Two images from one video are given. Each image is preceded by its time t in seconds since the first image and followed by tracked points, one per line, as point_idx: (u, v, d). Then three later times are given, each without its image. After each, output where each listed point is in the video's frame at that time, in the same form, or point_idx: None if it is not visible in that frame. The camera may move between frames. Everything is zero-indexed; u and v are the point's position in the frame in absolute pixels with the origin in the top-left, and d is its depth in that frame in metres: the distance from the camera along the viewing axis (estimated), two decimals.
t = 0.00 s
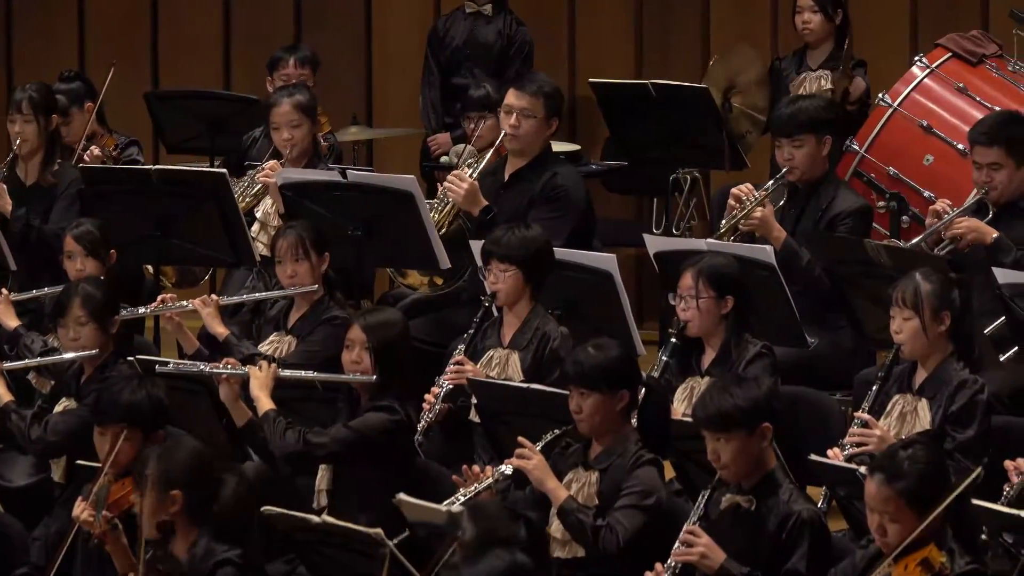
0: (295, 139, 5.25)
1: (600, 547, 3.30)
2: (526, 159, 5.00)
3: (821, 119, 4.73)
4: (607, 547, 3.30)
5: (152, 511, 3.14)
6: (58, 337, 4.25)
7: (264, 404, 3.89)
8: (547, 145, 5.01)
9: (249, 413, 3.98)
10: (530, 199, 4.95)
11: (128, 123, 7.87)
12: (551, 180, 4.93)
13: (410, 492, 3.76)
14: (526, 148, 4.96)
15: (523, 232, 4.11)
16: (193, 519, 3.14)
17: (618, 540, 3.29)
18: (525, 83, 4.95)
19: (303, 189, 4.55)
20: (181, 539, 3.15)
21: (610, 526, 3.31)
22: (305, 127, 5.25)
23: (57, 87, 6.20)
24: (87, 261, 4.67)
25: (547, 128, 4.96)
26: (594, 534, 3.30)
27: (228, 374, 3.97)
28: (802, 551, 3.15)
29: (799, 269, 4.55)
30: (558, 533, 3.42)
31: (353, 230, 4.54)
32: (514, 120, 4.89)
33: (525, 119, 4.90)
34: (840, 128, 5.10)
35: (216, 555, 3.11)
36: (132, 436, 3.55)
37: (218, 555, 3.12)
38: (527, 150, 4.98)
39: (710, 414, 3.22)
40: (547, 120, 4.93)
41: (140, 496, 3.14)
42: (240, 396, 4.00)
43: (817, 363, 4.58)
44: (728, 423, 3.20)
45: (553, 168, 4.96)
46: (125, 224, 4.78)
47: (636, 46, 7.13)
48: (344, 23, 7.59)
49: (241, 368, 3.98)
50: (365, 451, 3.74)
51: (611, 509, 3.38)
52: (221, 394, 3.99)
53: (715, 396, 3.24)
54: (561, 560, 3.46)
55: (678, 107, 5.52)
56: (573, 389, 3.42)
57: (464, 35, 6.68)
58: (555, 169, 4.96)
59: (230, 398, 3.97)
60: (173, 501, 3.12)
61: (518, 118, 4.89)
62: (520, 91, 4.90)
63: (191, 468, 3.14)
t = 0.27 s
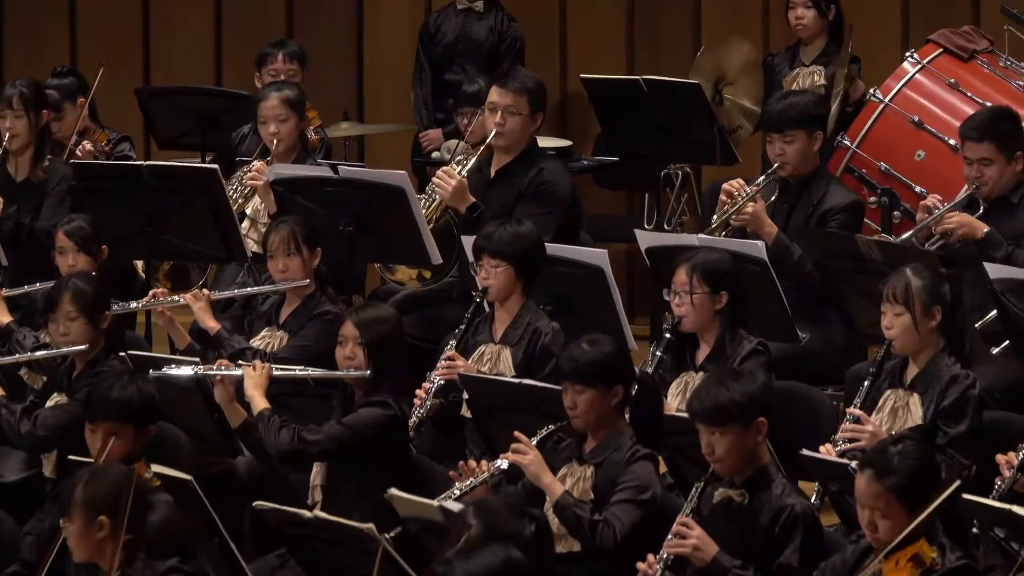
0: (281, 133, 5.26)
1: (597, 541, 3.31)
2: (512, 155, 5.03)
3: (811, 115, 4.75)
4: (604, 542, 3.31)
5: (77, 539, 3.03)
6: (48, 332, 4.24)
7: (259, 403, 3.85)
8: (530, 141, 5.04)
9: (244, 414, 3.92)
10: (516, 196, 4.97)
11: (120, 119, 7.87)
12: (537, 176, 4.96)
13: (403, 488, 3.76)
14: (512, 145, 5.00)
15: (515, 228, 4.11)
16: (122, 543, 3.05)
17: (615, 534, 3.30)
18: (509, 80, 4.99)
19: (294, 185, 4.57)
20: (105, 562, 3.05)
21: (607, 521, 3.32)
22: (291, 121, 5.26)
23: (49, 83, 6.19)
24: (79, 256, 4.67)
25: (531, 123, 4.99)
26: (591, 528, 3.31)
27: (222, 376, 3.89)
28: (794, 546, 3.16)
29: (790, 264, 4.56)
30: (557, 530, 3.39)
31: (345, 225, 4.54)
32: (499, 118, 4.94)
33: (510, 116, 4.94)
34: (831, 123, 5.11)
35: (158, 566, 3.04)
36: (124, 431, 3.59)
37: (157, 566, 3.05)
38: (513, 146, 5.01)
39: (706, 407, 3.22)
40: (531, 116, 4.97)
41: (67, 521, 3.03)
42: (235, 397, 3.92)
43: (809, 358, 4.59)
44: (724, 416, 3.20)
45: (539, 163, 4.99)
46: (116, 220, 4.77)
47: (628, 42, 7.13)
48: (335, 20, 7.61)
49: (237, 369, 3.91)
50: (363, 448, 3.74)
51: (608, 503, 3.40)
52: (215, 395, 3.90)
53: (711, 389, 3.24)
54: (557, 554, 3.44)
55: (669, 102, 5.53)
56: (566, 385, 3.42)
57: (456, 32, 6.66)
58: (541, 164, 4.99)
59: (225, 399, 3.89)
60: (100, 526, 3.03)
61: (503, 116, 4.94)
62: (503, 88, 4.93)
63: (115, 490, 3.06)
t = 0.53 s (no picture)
0: (274, 104, 5.25)
1: (593, 517, 3.31)
2: (505, 130, 5.03)
3: (806, 89, 4.74)
4: (600, 517, 3.31)
5: (70, 520, 3.04)
6: (42, 307, 4.24)
7: (257, 379, 3.83)
8: (525, 116, 5.04)
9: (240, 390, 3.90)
10: (511, 170, 4.97)
11: (114, 94, 7.86)
12: (531, 151, 4.96)
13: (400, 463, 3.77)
14: (505, 120, 4.99)
15: (511, 203, 4.12)
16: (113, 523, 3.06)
17: (611, 509, 3.31)
18: (501, 56, 4.98)
19: (288, 160, 4.56)
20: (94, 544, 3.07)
21: (604, 496, 3.32)
22: (284, 94, 5.26)
23: (43, 58, 6.17)
24: (73, 232, 4.70)
25: (524, 97, 4.99)
26: (588, 504, 3.32)
27: (216, 353, 3.90)
28: (790, 519, 3.19)
29: (785, 239, 4.57)
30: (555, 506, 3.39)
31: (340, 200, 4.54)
32: (492, 94, 4.94)
33: (502, 92, 4.94)
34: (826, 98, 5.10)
35: (149, 548, 3.05)
36: (116, 407, 3.56)
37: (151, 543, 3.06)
38: (507, 121, 5.01)
39: (707, 381, 3.21)
40: (524, 91, 4.96)
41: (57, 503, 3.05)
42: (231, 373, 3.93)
43: (803, 332, 4.60)
44: (725, 391, 3.20)
45: (532, 138, 4.99)
46: (111, 194, 4.76)
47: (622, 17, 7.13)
48: None
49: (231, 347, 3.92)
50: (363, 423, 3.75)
51: (604, 478, 3.41)
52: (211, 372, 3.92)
53: (712, 363, 3.24)
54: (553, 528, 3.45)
55: (663, 77, 5.53)
56: (562, 359, 3.43)
57: (451, 7, 6.64)
58: (534, 139, 4.98)
59: (221, 374, 3.91)
60: (92, 508, 3.04)
61: (495, 92, 4.94)
62: (496, 64, 4.93)
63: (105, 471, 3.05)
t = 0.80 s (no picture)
0: (272, 92, 5.25)
1: (590, 505, 3.31)
2: (503, 119, 5.03)
3: (805, 77, 4.75)
4: (597, 505, 3.31)
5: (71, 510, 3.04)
6: (41, 296, 4.24)
7: (256, 369, 3.82)
8: (523, 105, 5.04)
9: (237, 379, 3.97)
10: (509, 159, 4.98)
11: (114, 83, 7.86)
12: (530, 139, 4.96)
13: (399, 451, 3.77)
14: (503, 108, 5.00)
15: (508, 192, 4.12)
16: (119, 504, 3.05)
17: (608, 497, 3.30)
18: (499, 44, 4.97)
19: (288, 148, 4.57)
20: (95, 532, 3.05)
21: (600, 485, 3.32)
22: (283, 81, 5.26)
23: (42, 46, 6.17)
24: (72, 220, 4.71)
25: (523, 85, 4.99)
26: (584, 493, 3.31)
27: (216, 342, 3.90)
28: (792, 509, 3.18)
29: (783, 227, 4.57)
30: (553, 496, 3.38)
31: (338, 189, 4.54)
32: (490, 82, 4.94)
33: (500, 81, 4.94)
34: (826, 86, 5.11)
35: (149, 535, 3.05)
36: (111, 395, 3.56)
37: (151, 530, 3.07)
38: (506, 110, 5.01)
39: (709, 369, 3.22)
40: (522, 80, 4.96)
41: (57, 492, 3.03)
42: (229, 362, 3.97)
43: (802, 320, 4.61)
44: (728, 379, 3.21)
45: (531, 127, 4.99)
46: (109, 183, 4.76)
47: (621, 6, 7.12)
48: None
49: (230, 336, 3.91)
50: (363, 413, 3.74)
51: (601, 466, 3.41)
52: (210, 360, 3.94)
53: (715, 352, 3.25)
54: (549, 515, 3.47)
55: (661, 65, 5.53)
56: (560, 347, 3.43)
57: None
58: (532, 128, 4.98)
59: (219, 363, 3.93)
60: (93, 495, 3.03)
61: (493, 81, 4.94)
62: (494, 53, 4.92)
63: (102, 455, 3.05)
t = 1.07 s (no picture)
0: (270, 83, 5.26)
1: (585, 495, 3.31)
2: (501, 110, 5.04)
3: (803, 67, 4.75)
4: (592, 495, 3.31)
5: (82, 486, 3.05)
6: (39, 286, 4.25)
7: (257, 363, 3.85)
8: (522, 96, 5.04)
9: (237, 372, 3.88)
10: (507, 150, 4.98)
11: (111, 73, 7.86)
12: (528, 130, 4.96)
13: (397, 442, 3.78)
14: (502, 99, 5.00)
15: (506, 182, 4.12)
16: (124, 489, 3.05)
17: (603, 487, 3.30)
18: (498, 34, 4.97)
19: (286, 138, 4.57)
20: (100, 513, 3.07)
21: (595, 474, 3.32)
22: (280, 73, 5.26)
23: (40, 37, 6.17)
24: (71, 211, 4.71)
25: (522, 76, 4.99)
26: (580, 482, 3.31)
27: (216, 333, 3.89)
28: (790, 499, 3.18)
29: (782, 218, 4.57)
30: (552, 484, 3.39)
31: (336, 179, 4.53)
32: (489, 73, 4.94)
33: (500, 71, 4.94)
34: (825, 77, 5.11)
35: (154, 520, 3.06)
36: (105, 384, 3.57)
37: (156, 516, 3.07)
38: (504, 101, 5.02)
39: (710, 359, 3.22)
40: (521, 70, 4.97)
41: (66, 471, 3.06)
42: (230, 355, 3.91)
43: (801, 310, 4.62)
44: (728, 369, 3.20)
45: (530, 117, 4.99)
46: (107, 172, 4.76)
47: None
48: None
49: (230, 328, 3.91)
50: (361, 405, 3.73)
51: (596, 456, 3.40)
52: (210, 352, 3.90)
53: (715, 343, 3.25)
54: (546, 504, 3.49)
55: (659, 55, 5.53)
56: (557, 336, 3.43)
57: None
58: (531, 119, 4.98)
59: (218, 356, 3.88)
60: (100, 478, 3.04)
61: (492, 71, 4.94)
62: (492, 43, 4.92)
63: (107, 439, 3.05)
